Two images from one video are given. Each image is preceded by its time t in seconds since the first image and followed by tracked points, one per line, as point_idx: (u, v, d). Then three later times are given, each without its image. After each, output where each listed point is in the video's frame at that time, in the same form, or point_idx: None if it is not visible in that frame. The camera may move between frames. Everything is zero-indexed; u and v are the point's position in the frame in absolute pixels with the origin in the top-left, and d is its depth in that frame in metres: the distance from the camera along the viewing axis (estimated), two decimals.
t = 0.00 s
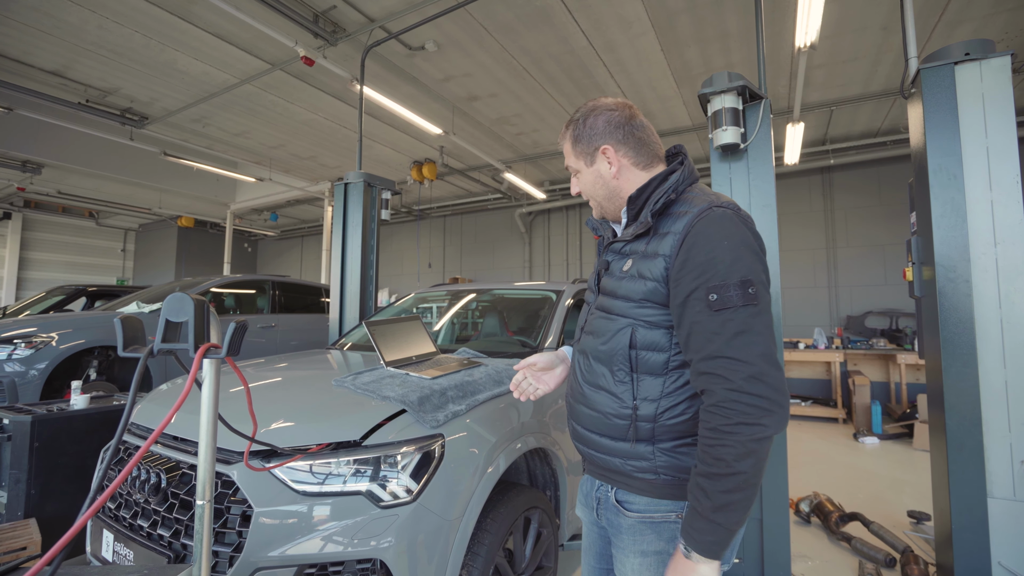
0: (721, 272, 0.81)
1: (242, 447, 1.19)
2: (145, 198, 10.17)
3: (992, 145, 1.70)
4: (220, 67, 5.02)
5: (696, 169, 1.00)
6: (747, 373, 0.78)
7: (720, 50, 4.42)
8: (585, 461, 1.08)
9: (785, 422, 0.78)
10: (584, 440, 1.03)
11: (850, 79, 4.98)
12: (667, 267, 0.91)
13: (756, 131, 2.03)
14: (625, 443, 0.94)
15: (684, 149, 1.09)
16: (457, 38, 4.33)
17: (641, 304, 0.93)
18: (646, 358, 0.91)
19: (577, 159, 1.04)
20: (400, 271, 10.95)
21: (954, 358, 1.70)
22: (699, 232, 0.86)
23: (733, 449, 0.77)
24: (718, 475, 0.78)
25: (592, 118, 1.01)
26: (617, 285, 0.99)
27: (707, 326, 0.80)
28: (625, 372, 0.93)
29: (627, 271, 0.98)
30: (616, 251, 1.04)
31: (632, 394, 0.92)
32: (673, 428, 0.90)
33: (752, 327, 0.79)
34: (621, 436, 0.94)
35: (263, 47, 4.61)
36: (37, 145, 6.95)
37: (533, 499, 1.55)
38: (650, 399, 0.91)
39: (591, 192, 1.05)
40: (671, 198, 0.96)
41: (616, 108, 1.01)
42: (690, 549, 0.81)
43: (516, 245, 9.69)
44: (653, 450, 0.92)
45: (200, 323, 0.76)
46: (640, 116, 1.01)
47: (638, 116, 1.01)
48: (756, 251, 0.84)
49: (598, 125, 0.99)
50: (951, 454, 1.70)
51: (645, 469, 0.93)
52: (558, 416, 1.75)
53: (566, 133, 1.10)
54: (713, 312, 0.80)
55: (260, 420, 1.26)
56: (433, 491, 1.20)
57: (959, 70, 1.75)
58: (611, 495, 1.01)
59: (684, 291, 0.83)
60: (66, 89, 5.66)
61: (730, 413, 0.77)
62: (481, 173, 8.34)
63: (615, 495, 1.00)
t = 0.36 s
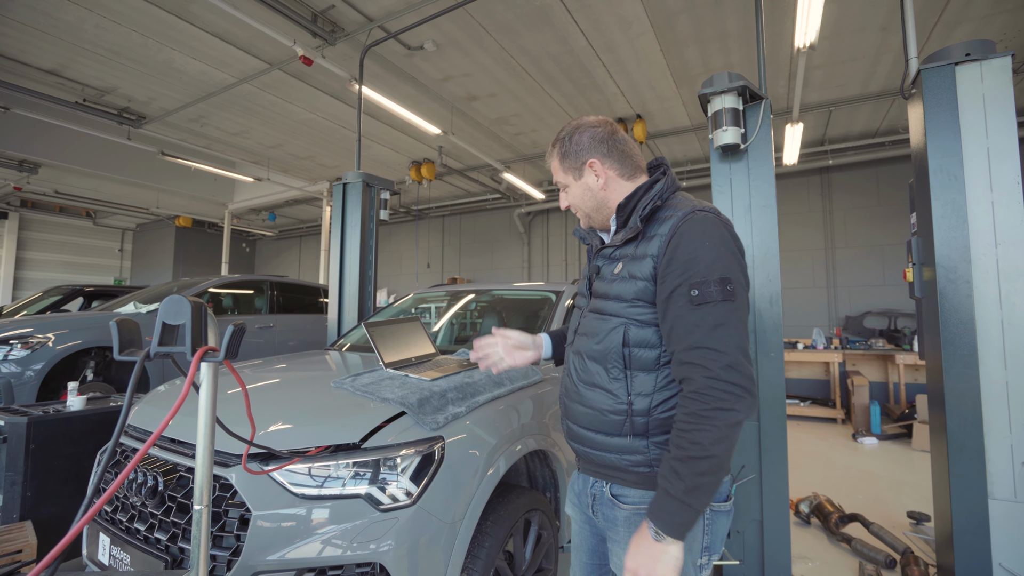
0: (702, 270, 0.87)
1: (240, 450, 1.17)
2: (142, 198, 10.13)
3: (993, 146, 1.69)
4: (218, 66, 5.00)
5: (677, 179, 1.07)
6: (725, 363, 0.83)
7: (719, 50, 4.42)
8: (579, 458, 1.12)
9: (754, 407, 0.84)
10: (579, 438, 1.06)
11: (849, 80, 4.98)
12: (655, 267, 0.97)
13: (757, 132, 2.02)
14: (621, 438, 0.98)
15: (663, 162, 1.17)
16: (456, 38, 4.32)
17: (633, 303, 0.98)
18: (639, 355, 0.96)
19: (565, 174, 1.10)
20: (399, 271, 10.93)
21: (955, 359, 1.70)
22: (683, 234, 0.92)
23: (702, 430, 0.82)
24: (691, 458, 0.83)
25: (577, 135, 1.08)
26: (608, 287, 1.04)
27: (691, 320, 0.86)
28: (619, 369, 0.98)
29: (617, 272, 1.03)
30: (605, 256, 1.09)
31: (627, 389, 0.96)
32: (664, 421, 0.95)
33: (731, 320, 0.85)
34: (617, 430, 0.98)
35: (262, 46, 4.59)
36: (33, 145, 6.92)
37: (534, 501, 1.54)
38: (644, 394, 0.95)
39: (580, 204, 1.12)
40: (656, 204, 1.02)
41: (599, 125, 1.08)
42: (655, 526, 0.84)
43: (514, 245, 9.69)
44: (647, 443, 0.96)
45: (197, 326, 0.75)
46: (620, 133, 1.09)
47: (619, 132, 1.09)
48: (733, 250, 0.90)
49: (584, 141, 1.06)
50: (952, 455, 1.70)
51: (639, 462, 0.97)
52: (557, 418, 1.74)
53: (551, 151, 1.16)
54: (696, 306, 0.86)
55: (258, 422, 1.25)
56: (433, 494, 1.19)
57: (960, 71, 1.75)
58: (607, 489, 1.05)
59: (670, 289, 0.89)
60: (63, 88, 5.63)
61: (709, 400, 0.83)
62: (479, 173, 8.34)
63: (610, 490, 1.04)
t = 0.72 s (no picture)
0: (667, 271, 1.11)
1: (240, 452, 1.16)
2: (140, 197, 10.10)
3: (995, 147, 1.69)
4: (216, 66, 4.98)
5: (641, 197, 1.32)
6: (687, 344, 1.06)
7: (719, 50, 4.42)
8: (559, 447, 1.30)
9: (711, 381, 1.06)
10: (565, 427, 1.25)
11: (849, 80, 4.98)
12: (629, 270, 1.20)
13: (758, 132, 2.02)
14: (603, 421, 1.18)
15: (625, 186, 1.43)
16: (455, 38, 4.31)
17: (612, 302, 1.20)
18: (618, 346, 1.17)
19: (546, 195, 1.33)
20: (397, 270, 10.92)
21: (956, 360, 1.70)
22: (652, 243, 1.17)
23: (669, 403, 1.02)
24: (662, 426, 1.02)
25: (557, 161, 1.32)
26: (590, 290, 1.26)
27: (659, 309, 1.08)
28: (601, 360, 1.19)
29: (597, 278, 1.25)
30: (584, 263, 1.31)
31: (609, 376, 1.18)
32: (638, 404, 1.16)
33: (690, 309, 1.09)
34: (601, 414, 1.18)
35: (260, 45, 4.58)
36: (30, 144, 6.88)
37: (535, 503, 1.54)
38: (621, 380, 1.17)
39: (559, 220, 1.34)
40: (627, 218, 1.27)
41: (574, 154, 1.32)
42: (634, 491, 1.02)
43: (513, 245, 9.68)
44: (624, 425, 1.17)
45: (198, 328, 0.74)
46: (592, 158, 1.33)
47: (591, 160, 1.33)
48: (689, 255, 1.15)
49: (563, 166, 1.30)
50: (953, 456, 1.69)
51: (619, 445, 1.18)
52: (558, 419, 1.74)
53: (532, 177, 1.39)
54: (663, 298, 1.09)
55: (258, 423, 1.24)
56: (434, 496, 1.19)
57: (961, 71, 1.74)
58: (588, 475, 1.23)
59: (642, 286, 1.12)
60: (60, 87, 5.60)
61: (676, 373, 1.03)
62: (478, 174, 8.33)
63: (592, 475, 1.22)
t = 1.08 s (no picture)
0: (658, 269, 1.16)
1: (241, 455, 1.15)
2: (137, 197, 10.06)
3: (998, 148, 1.68)
4: (214, 65, 4.95)
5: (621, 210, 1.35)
6: (682, 334, 1.11)
7: (719, 51, 4.41)
8: (556, 440, 1.28)
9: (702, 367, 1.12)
10: (566, 421, 1.23)
11: (848, 81, 4.99)
12: (621, 271, 1.23)
13: (761, 131, 2.01)
14: (605, 412, 1.19)
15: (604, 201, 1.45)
16: (455, 37, 4.30)
17: (608, 300, 1.21)
18: (616, 342, 1.19)
19: (532, 211, 1.33)
20: (396, 270, 10.90)
21: (959, 361, 1.70)
22: (641, 245, 1.21)
23: (670, 387, 1.07)
24: (664, 408, 1.07)
25: (540, 179, 1.32)
26: (583, 291, 1.27)
27: (654, 305, 1.13)
28: (599, 355, 1.20)
29: (590, 279, 1.26)
30: (574, 268, 1.32)
31: (608, 370, 1.19)
32: (637, 394, 1.19)
33: (681, 304, 1.14)
34: (602, 407, 1.19)
35: (259, 44, 4.56)
36: (27, 143, 6.85)
37: (539, 505, 1.53)
38: (621, 372, 1.19)
39: (545, 235, 1.34)
40: (613, 226, 1.30)
41: (556, 172, 1.33)
42: (639, 462, 1.06)
43: (512, 245, 9.67)
44: (625, 415, 1.18)
45: (200, 331, 0.72)
46: (572, 177, 1.34)
47: (572, 177, 1.35)
48: (675, 256, 1.21)
49: (547, 184, 1.30)
50: (956, 457, 1.69)
51: (621, 435, 1.18)
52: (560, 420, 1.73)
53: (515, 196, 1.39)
54: (657, 295, 1.13)
55: (258, 426, 1.23)
56: (437, 500, 1.17)
57: (964, 72, 1.74)
58: (585, 462, 1.22)
59: (637, 283, 1.16)
60: (57, 86, 5.56)
61: (675, 361, 1.08)
62: (477, 173, 8.32)
63: (590, 462, 1.21)
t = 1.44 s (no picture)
0: (656, 269, 1.15)
1: (242, 458, 1.14)
2: (134, 196, 10.01)
3: (1003, 148, 1.67)
4: (212, 63, 4.92)
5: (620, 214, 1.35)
6: (680, 331, 1.10)
7: (719, 50, 4.41)
8: (556, 438, 1.26)
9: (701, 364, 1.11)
10: (565, 419, 1.21)
11: (847, 81, 4.99)
12: (620, 271, 1.22)
13: (764, 131, 2.00)
14: (605, 410, 1.17)
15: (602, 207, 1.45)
16: (455, 36, 4.28)
17: (607, 300, 1.20)
18: (615, 340, 1.18)
19: (534, 211, 1.31)
20: (394, 270, 10.87)
21: (964, 361, 1.69)
22: (640, 246, 1.20)
23: (669, 382, 1.06)
24: (664, 403, 1.05)
25: (543, 180, 1.31)
26: (582, 291, 1.25)
27: (652, 304, 1.12)
28: (599, 353, 1.19)
29: (589, 279, 1.25)
30: (574, 270, 1.30)
31: (607, 368, 1.18)
32: (636, 391, 1.18)
33: (679, 303, 1.13)
34: (601, 404, 1.17)
35: (257, 42, 4.53)
36: (24, 142, 6.81)
37: (542, 507, 1.52)
38: (620, 369, 1.18)
39: (546, 235, 1.32)
40: (612, 229, 1.29)
41: (558, 175, 1.32)
42: (643, 461, 1.04)
43: (511, 245, 9.66)
44: (625, 412, 1.17)
45: (202, 332, 0.70)
46: (573, 180, 1.33)
47: (573, 180, 1.34)
48: (672, 257, 1.21)
49: (549, 185, 1.29)
50: (961, 458, 1.68)
51: (621, 431, 1.17)
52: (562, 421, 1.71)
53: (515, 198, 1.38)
54: (655, 294, 1.12)
55: (259, 427, 1.21)
56: (441, 503, 1.16)
57: (969, 71, 1.73)
58: (587, 460, 1.20)
59: (635, 283, 1.15)
60: (54, 84, 5.52)
61: (673, 357, 1.07)
62: (476, 173, 8.30)
63: (591, 460, 1.19)
